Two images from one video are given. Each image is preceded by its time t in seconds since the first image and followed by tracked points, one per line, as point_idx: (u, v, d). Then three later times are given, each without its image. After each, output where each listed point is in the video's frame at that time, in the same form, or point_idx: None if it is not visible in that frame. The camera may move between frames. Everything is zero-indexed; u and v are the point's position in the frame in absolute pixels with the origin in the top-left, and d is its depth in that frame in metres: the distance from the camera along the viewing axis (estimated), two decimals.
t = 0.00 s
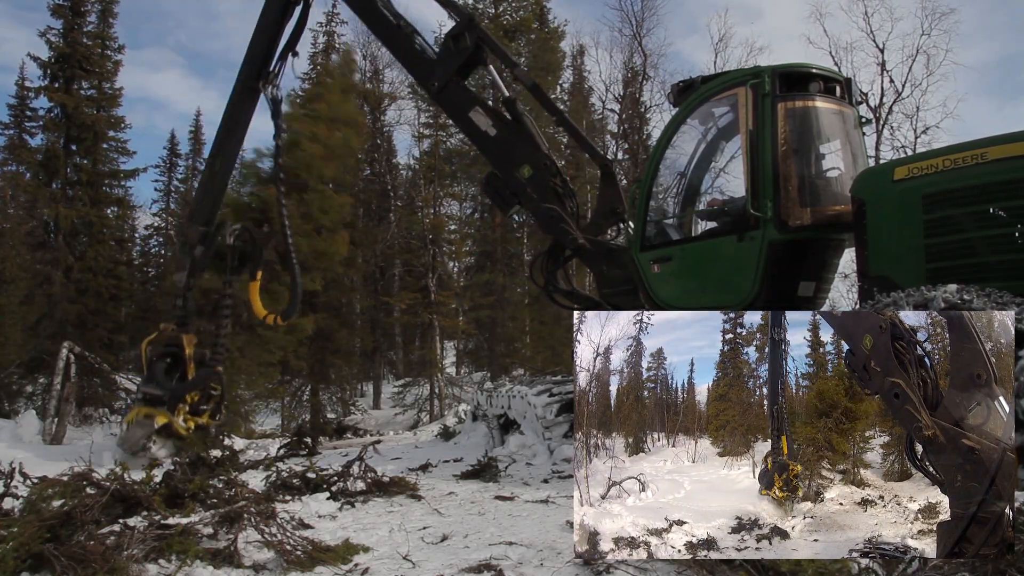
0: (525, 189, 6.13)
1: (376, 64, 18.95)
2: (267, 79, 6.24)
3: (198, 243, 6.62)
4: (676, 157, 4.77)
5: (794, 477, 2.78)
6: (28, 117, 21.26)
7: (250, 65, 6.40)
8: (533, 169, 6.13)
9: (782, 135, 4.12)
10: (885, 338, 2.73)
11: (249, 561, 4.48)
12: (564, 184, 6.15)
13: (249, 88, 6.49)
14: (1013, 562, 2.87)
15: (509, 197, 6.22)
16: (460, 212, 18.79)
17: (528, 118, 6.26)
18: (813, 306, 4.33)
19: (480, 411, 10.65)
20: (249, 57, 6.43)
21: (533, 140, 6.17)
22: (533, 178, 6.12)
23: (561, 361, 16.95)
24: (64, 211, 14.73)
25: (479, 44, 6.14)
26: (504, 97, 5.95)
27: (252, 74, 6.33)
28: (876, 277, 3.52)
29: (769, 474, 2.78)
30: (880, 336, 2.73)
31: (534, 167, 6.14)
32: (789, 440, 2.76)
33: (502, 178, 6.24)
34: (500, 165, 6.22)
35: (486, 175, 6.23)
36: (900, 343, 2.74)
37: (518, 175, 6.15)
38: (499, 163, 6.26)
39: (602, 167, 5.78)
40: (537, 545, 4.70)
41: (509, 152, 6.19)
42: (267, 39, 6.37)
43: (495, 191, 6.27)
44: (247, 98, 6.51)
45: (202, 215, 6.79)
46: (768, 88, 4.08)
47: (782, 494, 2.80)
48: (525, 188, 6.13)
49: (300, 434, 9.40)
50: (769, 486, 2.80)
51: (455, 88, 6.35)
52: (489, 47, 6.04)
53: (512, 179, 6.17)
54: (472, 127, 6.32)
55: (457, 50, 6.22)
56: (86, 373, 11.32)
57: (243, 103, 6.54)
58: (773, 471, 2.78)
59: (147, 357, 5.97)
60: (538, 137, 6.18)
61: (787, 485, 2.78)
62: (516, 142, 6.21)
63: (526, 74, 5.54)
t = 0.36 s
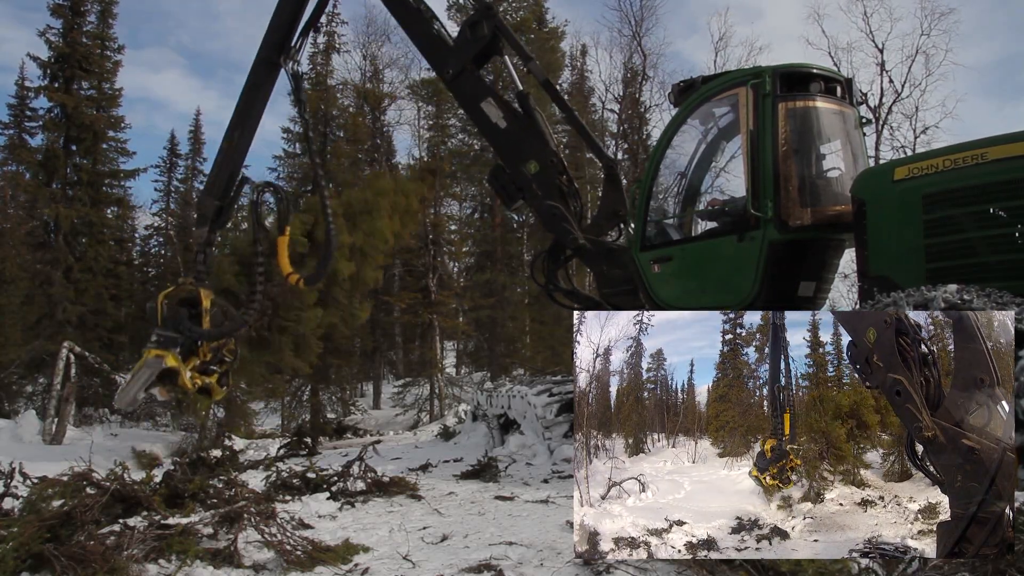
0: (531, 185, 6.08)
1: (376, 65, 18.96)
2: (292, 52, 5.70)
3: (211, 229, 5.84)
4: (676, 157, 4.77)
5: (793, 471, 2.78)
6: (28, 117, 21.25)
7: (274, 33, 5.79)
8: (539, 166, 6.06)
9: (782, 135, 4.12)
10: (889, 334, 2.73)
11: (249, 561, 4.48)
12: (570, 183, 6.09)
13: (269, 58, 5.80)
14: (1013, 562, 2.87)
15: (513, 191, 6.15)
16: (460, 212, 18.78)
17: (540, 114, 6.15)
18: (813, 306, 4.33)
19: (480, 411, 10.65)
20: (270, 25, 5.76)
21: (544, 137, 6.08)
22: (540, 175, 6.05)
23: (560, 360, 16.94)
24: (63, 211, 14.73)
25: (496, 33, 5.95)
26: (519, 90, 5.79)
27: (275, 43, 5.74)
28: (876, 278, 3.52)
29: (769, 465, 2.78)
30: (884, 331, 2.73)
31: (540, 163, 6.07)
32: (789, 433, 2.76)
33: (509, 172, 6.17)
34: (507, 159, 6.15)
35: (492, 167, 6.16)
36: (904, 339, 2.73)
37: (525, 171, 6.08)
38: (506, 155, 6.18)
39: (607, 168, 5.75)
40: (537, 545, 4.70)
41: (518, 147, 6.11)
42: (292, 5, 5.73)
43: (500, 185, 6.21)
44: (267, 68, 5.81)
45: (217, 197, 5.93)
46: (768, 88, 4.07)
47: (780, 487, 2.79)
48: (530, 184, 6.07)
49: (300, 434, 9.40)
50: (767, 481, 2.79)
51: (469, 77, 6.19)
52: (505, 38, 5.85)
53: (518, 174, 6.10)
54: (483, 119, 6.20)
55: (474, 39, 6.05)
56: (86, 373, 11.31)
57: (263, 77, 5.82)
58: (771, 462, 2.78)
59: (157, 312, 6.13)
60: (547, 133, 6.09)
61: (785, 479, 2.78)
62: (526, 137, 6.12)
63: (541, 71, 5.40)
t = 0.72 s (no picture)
0: (534, 182, 6.05)
1: (376, 64, 18.97)
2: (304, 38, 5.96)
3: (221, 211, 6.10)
4: (676, 157, 4.77)
5: (789, 465, 2.78)
6: (28, 117, 21.24)
7: (286, 21, 6.05)
8: (544, 164, 6.00)
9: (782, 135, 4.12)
10: (893, 332, 2.74)
11: (249, 561, 4.49)
12: (573, 183, 6.03)
13: (283, 43, 6.03)
14: (1013, 562, 2.87)
15: (516, 187, 6.14)
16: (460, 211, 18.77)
17: (548, 112, 6.06)
18: (813, 306, 4.33)
19: (480, 410, 10.66)
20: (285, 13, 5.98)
21: (550, 135, 6.01)
22: (543, 173, 6.00)
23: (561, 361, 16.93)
24: (63, 211, 14.72)
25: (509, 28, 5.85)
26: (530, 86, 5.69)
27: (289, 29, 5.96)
28: (877, 277, 3.53)
29: (767, 458, 2.78)
30: (887, 329, 2.74)
31: (545, 161, 6.01)
32: (792, 427, 2.76)
33: (512, 167, 6.13)
34: (513, 155, 6.08)
35: (495, 162, 6.10)
36: (907, 337, 2.73)
37: (529, 168, 6.04)
38: (511, 151, 6.12)
39: (609, 169, 5.73)
40: (537, 545, 4.71)
41: (524, 143, 6.04)
42: None
43: (503, 180, 6.18)
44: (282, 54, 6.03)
45: (229, 178, 6.12)
46: (768, 88, 4.07)
47: (776, 480, 2.79)
48: (534, 182, 6.04)
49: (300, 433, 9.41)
50: (761, 474, 2.80)
51: (478, 71, 6.10)
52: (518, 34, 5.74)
53: (522, 170, 6.06)
54: (490, 114, 6.11)
55: (485, 32, 5.94)
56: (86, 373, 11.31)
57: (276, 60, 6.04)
58: (767, 451, 2.78)
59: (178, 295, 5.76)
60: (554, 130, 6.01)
61: (780, 475, 2.78)
62: (532, 134, 6.04)
63: (550, 67, 5.34)
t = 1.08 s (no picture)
0: (538, 180, 6.07)
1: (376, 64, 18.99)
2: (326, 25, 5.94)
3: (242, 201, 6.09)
4: (676, 157, 4.77)
5: (798, 463, 2.77)
6: (27, 117, 21.25)
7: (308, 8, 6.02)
8: (549, 162, 6.01)
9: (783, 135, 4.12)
10: (897, 329, 2.73)
11: (249, 561, 4.48)
12: (577, 183, 6.03)
13: (305, 31, 6.01)
14: (1013, 562, 2.88)
15: (520, 183, 6.16)
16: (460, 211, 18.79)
17: (557, 111, 6.04)
18: (813, 306, 4.34)
19: (480, 410, 10.66)
20: None
21: (558, 134, 6.00)
22: (548, 171, 6.01)
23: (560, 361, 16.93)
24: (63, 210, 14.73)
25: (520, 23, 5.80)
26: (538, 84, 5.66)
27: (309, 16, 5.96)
28: (877, 277, 3.53)
29: (778, 453, 2.77)
30: (890, 326, 2.73)
31: (550, 159, 6.01)
32: (792, 423, 2.76)
33: (517, 163, 6.14)
34: (519, 151, 6.10)
35: (501, 158, 6.13)
36: (911, 335, 2.73)
37: (533, 165, 6.05)
38: (518, 147, 6.13)
39: (612, 170, 5.72)
40: (537, 545, 4.71)
41: (530, 140, 6.04)
42: None
43: (508, 176, 6.21)
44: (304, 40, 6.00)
45: (251, 169, 6.13)
46: (769, 88, 4.07)
47: (781, 478, 2.79)
48: (538, 180, 6.06)
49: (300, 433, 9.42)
50: (767, 469, 2.79)
51: (489, 65, 6.08)
52: (528, 31, 5.69)
53: (527, 167, 6.08)
54: (499, 110, 6.11)
55: (497, 25, 5.89)
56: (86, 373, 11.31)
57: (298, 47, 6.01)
58: (775, 444, 2.78)
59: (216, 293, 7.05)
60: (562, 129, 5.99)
61: (786, 473, 2.78)
62: (540, 132, 6.03)
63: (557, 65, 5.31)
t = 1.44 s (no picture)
0: (542, 178, 6.07)
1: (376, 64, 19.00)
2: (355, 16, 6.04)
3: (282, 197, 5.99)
4: (676, 157, 4.77)
5: (812, 467, 2.77)
6: (27, 117, 21.22)
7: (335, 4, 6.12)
8: (554, 160, 6.00)
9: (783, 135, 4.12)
10: (900, 327, 2.71)
11: (249, 561, 4.48)
12: (580, 182, 6.03)
13: (336, 23, 6.10)
14: (1012, 562, 2.88)
15: (523, 180, 6.16)
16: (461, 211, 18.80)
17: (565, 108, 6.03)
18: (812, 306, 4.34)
19: (480, 410, 10.66)
20: None
21: (564, 131, 5.99)
22: (552, 169, 6.01)
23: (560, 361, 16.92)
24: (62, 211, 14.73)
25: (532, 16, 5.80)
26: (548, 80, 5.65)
27: (338, 11, 6.05)
28: (876, 278, 3.53)
29: (793, 458, 2.78)
30: (895, 323, 2.72)
31: (555, 157, 6.00)
32: (798, 422, 2.74)
33: (523, 159, 6.14)
34: (525, 147, 6.10)
35: (506, 154, 6.12)
36: (915, 333, 2.72)
37: (539, 162, 6.05)
38: (524, 143, 6.12)
39: (614, 170, 5.71)
40: (537, 545, 4.71)
41: (537, 137, 6.04)
42: None
43: (512, 172, 6.21)
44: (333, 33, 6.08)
45: (289, 164, 6.08)
46: (768, 88, 4.07)
47: (795, 484, 2.80)
48: (542, 178, 6.06)
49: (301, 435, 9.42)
50: (781, 475, 2.81)
51: (500, 59, 6.06)
52: (540, 24, 5.68)
53: (532, 163, 6.08)
54: (507, 104, 6.10)
55: (508, 18, 5.91)
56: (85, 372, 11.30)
57: (327, 41, 6.09)
58: (794, 451, 2.77)
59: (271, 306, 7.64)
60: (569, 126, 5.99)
61: (802, 478, 2.78)
62: (547, 128, 6.03)
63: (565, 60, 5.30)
